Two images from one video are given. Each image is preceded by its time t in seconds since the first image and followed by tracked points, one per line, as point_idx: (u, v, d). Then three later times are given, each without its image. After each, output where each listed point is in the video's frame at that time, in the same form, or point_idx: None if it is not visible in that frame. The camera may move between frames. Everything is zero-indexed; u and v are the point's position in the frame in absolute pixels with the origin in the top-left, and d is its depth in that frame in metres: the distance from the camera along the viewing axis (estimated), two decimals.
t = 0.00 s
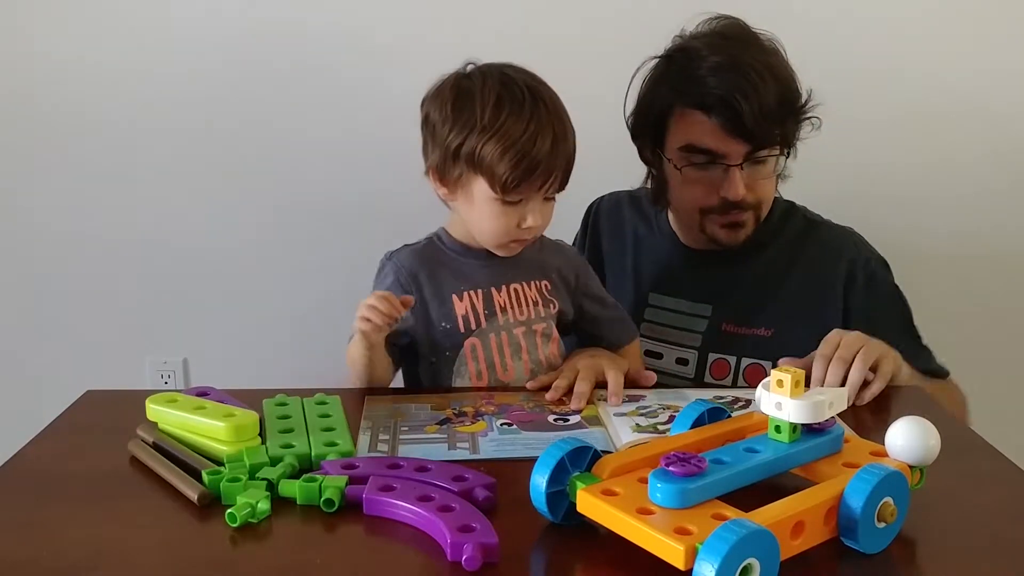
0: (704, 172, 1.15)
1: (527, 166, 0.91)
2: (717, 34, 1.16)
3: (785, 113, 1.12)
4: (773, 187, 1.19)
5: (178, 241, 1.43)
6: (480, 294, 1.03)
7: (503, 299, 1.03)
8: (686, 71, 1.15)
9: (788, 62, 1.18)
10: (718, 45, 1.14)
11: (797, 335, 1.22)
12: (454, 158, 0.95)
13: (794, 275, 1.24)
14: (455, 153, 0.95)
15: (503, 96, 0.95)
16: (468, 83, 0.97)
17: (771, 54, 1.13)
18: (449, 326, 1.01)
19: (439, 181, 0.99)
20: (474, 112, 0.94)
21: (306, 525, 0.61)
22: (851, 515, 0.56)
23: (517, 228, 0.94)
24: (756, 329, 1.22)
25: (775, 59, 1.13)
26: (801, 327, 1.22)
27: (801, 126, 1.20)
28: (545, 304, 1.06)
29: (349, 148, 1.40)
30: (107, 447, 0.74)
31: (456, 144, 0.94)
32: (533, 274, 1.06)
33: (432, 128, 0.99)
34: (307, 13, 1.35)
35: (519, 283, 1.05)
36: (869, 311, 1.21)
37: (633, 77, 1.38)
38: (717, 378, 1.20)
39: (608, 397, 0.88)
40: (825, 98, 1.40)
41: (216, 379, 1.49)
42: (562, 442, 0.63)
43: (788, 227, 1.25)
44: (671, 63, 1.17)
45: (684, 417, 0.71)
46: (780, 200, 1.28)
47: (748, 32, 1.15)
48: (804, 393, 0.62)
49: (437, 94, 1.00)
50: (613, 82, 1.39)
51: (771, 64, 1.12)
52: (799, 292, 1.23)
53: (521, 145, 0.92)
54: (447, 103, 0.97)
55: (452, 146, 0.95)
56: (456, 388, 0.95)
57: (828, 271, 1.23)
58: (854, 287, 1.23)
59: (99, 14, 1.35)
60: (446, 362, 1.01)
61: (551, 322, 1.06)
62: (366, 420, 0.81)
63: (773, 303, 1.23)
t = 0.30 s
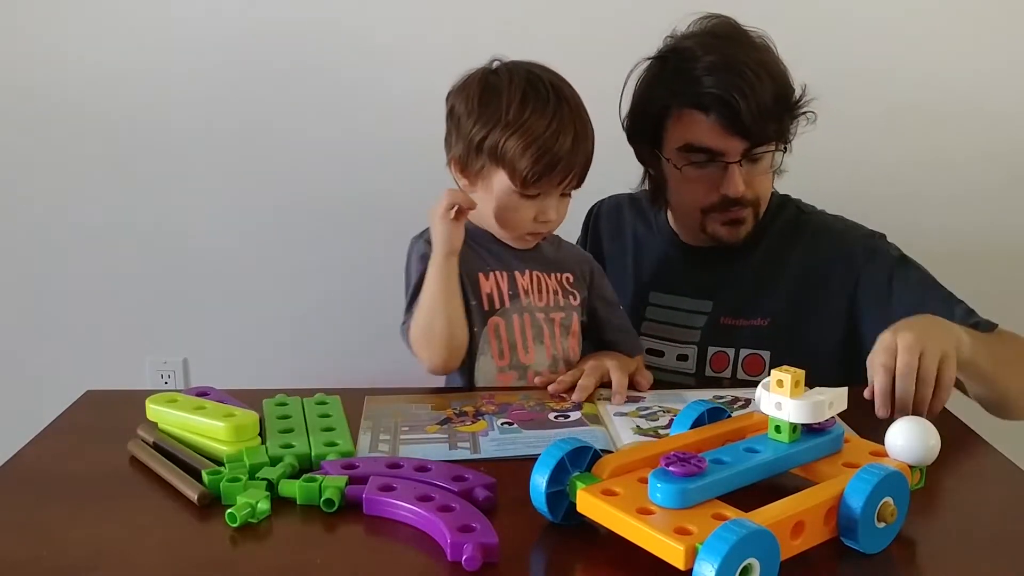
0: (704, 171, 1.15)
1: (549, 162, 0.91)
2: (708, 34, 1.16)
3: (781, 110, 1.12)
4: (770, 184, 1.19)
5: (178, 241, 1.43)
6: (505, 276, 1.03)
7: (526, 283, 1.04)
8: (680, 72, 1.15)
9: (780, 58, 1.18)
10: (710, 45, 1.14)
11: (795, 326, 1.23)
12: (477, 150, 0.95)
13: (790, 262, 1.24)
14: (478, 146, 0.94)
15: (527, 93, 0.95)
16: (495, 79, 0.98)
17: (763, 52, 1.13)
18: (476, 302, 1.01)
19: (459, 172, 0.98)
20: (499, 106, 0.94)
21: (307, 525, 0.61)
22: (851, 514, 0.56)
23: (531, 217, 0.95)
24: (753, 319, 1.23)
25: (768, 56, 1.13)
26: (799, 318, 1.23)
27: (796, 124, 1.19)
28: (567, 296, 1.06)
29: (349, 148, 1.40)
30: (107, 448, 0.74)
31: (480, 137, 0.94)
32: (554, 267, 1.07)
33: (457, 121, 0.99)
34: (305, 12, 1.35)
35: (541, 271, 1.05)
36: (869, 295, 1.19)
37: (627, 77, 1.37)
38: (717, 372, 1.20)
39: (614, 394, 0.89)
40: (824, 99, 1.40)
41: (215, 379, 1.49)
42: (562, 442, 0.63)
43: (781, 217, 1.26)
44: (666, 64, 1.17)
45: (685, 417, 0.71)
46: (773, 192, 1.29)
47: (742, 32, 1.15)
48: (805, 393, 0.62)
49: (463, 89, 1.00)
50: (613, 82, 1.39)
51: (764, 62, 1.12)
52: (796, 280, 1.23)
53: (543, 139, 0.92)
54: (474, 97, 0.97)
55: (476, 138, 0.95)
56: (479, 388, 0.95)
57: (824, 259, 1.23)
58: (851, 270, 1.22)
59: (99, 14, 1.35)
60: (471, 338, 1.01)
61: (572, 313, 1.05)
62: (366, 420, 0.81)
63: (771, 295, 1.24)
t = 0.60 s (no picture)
0: (710, 171, 1.14)
1: (568, 187, 0.94)
2: (718, 32, 1.15)
3: (788, 114, 1.11)
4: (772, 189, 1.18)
5: (179, 241, 1.43)
6: (542, 272, 1.04)
7: (557, 280, 1.06)
8: (688, 70, 1.15)
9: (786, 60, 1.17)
10: (719, 44, 1.13)
11: (790, 333, 1.22)
12: (494, 172, 0.96)
13: (785, 269, 1.24)
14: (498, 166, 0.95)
15: (546, 114, 0.96)
16: (514, 96, 0.98)
17: (772, 54, 1.12)
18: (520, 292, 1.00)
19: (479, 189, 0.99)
20: (517, 129, 0.95)
21: (307, 525, 0.61)
22: (851, 515, 0.56)
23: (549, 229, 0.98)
24: (749, 326, 1.23)
25: (777, 59, 1.13)
26: (793, 325, 1.23)
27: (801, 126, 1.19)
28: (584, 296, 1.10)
29: (349, 149, 1.40)
30: (107, 447, 0.74)
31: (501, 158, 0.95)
32: (568, 269, 1.10)
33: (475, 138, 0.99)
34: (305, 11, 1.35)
35: (564, 270, 1.09)
36: (865, 307, 1.21)
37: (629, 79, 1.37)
38: (709, 375, 1.21)
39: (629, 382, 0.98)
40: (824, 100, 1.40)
41: (215, 380, 1.49)
42: (561, 442, 0.63)
43: (782, 224, 1.26)
44: (673, 63, 1.17)
45: (684, 417, 0.71)
46: (774, 198, 1.28)
47: (750, 33, 1.14)
48: (805, 393, 0.62)
49: (481, 103, 1.00)
50: (613, 82, 1.39)
51: (773, 64, 1.12)
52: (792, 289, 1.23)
53: (564, 165, 0.94)
54: (493, 116, 0.97)
55: (496, 159, 0.95)
56: (525, 387, 0.95)
57: (820, 269, 1.24)
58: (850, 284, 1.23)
59: (99, 14, 1.35)
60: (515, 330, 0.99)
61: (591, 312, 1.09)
62: (366, 420, 0.81)
63: (766, 301, 1.23)
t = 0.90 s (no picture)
0: (712, 173, 1.14)
1: (581, 193, 0.95)
2: (723, 33, 1.15)
3: (792, 117, 1.11)
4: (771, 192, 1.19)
5: (179, 242, 1.43)
6: (559, 276, 1.06)
7: (574, 282, 1.08)
8: (692, 71, 1.15)
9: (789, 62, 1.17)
10: (723, 45, 1.13)
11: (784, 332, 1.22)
12: (505, 177, 0.97)
13: (780, 267, 1.24)
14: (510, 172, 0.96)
15: (555, 119, 0.95)
16: (522, 102, 0.98)
17: (776, 57, 1.12)
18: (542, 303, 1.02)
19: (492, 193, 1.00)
20: (526, 136, 0.95)
21: (307, 525, 0.61)
22: (851, 515, 0.56)
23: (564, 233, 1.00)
24: (739, 323, 1.22)
25: (781, 62, 1.12)
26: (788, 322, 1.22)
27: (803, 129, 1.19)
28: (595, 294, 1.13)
29: (349, 149, 1.40)
30: (107, 447, 0.74)
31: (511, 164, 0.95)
32: (579, 267, 1.11)
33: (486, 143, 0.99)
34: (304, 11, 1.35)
35: (578, 270, 1.10)
36: (860, 303, 1.20)
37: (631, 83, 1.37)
38: (699, 371, 1.21)
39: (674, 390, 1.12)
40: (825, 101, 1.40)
41: (216, 380, 1.49)
42: (562, 442, 0.63)
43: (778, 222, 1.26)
44: (678, 65, 1.16)
45: (684, 417, 0.71)
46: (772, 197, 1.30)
47: (753, 35, 1.14)
48: (805, 393, 0.62)
49: (491, 108, 1.00)
50: (614, 82, 1.39)
51: (779, 67, 1.11)
52: (787, 287, 1.23)
53: (574, 169, 0.94)
54: (502, 122, 0.97)
55: (506, 164, 0.96)
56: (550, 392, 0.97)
57: (815, 268, 1.23)
58: (845, 282, 1.22)
59: (100, 14, 1.35)
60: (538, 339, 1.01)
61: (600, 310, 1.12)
62: (366, 420, 0.81)
63: (761, 300, 1.23)
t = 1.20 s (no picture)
0: (714, 178, 1.14)
1: (590, 187, 0.95)
2: (724, 37, 1.15)
3: (795, 121, 1.11)
4: (773, 197, 1.18)
5: (178, 241, 1.43)
6: (571, 277, 1.08)
7: (584, 283, 1.10)
8: (694, 75, 1.14)
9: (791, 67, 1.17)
10: (724, 49, 1.13)
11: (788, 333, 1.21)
12: (513, 175, 0.97)
13: (783, 270, 1.23)
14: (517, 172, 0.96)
15: (561, 118, 0.96)
16: (528, 102, 0.98)
17: (778, 60, 1.12)
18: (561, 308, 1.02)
19: (500, 193, 1.00)
20: (533, 135, 0.95)
21: (307, 525, 0.61)
22: (851, 515, 0.56)
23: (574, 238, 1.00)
24: (742, 327, 1.21)
25: (784, 66, 1.12)
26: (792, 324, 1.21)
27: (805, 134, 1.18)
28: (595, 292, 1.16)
29: (348, 149, 1.40)
30: (107, 447, 0.74)
31: (518, 163, 0.95)
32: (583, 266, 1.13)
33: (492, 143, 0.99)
34: (303, 10, 1.35)
35: (585, 270, 1.12)
36: (864, 309, 1.19)
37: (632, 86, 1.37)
38: (701, 374, 1.20)
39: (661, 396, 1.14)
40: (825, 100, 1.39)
41: (215, 380, 1.49)
42: (562, 442, 0.63)
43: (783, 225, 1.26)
44: (680, 68, 1.16)
45: (685, 417, 0.71)
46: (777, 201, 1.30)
47: (755, 39, 1.14)
48: (805, 393, 0.62)
49: (497, 109, 1.00)
50: (613, 82, 1.38)
51: (782, 72, 1.11)
52: (791, 289, 1.22)
53: (582, 168, 0.94)
54: (508, 122, 0.97)
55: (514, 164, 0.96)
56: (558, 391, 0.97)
57: (818, 272, 1.23)
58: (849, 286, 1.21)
59: (99, 14, 1.35)
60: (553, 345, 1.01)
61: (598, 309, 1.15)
62: (366, 420, 0.81)
63: (764, 302, 1.22)
